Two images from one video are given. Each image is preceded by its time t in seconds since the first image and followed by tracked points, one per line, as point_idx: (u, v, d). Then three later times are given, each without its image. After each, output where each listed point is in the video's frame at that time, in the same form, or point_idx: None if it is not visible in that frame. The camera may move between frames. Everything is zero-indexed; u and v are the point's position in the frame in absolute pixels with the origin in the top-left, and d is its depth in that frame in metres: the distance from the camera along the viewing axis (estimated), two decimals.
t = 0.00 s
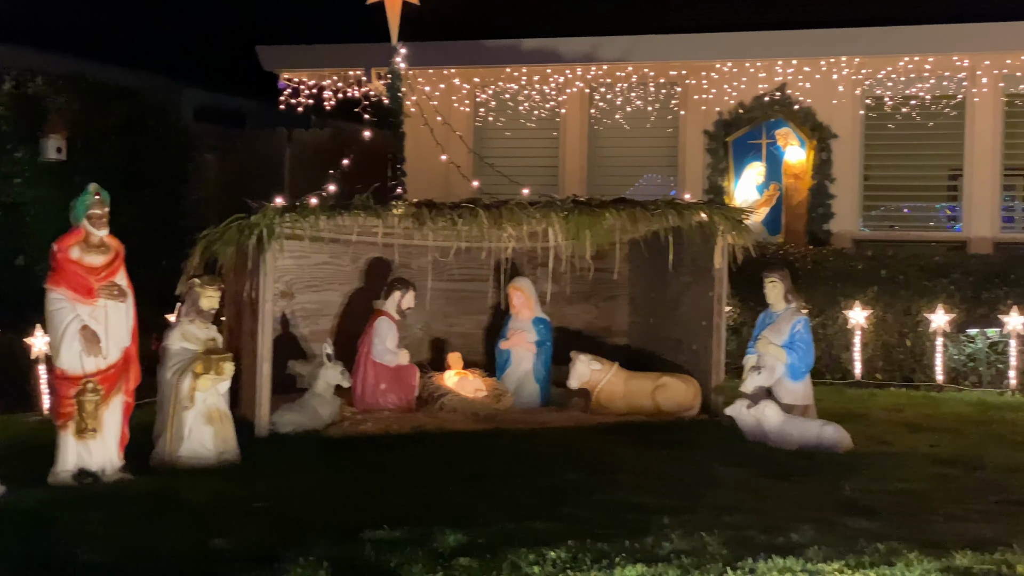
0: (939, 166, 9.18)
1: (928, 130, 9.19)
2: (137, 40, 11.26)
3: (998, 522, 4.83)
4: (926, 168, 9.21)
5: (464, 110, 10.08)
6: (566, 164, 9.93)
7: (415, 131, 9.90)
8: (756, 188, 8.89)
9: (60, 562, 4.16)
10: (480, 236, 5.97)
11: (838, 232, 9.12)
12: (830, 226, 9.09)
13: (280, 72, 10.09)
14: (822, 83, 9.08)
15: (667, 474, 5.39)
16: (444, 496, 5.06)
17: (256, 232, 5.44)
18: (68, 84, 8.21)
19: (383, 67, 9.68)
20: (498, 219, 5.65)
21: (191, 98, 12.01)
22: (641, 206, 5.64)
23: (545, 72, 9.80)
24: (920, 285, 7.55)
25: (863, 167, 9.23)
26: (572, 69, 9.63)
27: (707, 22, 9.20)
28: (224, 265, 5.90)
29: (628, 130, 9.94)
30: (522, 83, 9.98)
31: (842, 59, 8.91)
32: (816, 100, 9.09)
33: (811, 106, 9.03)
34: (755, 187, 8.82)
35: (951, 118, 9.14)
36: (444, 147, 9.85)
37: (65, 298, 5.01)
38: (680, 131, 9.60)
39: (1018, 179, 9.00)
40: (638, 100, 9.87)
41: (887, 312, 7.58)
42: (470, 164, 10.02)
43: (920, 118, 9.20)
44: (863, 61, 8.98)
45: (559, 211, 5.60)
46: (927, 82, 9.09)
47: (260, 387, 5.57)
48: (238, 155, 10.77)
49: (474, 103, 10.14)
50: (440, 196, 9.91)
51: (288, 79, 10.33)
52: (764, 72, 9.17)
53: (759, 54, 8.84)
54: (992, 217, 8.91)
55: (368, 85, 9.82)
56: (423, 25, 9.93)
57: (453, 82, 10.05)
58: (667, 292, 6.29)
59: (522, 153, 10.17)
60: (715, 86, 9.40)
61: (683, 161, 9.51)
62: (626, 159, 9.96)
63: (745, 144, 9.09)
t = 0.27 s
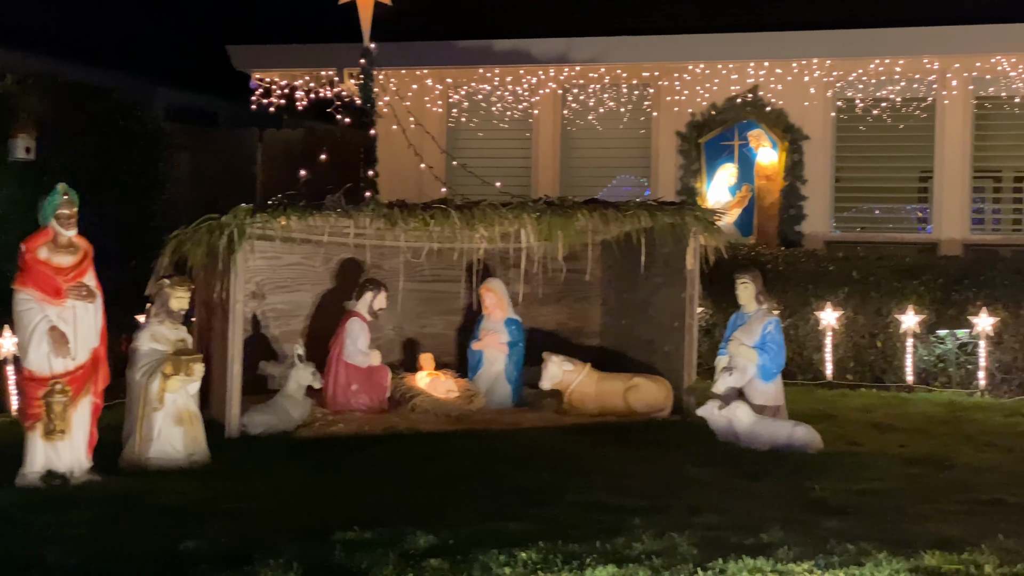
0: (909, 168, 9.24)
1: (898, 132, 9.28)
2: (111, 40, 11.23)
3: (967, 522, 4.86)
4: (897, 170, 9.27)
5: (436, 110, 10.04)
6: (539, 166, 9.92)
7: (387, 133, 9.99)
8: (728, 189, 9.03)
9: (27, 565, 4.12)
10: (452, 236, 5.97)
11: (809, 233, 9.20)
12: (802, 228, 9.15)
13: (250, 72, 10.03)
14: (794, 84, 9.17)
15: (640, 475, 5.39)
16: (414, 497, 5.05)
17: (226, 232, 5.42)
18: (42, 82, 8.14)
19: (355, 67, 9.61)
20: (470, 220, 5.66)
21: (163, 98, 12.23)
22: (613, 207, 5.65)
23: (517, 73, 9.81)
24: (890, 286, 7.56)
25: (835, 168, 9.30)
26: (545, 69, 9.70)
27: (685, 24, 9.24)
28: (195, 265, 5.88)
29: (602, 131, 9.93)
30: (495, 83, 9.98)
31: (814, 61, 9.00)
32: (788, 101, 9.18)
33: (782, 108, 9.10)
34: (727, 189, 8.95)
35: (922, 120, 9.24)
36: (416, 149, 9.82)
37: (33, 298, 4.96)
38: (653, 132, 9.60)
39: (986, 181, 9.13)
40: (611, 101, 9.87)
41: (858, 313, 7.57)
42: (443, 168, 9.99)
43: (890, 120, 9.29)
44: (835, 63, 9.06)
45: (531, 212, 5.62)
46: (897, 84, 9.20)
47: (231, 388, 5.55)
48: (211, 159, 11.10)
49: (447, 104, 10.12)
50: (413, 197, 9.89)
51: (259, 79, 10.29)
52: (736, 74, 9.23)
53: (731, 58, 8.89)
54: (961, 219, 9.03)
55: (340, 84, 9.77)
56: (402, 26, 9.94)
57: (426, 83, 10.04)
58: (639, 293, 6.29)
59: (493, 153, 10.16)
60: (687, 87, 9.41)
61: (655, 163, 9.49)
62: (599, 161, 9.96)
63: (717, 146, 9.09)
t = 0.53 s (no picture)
0: (882, 170, 9.48)
1: (871, 134, 9.49)
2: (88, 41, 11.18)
3: (939, 522, 4.90)
4: (871, 172, 9.50)
5: (412, 111, 10.16)
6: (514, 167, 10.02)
7: (362, 134, 10.00)
8: (703, 190, 9.06)
9: None
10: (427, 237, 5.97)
11: (783, 235, 9.36)
12: (776, 229, 9.29)
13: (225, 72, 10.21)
14: (768, 85, 9.31)
15: (615, 476, 5.39)
16: (388, 499, 5.03)
17: (199, 232, 5.40)
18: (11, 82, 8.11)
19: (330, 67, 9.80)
20: (445, 221, 5.65)
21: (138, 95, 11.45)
22: (587, 207, 5.63)
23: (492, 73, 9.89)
24: (864, 287, 7.60)
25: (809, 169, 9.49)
26: (519, 69, 9.78)
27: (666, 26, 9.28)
28: (168, 266, 5.86)
29: (576, 133, 10.07)
30: (470, 84, 10.08)
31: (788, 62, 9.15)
32: (762, 102, 9.32)
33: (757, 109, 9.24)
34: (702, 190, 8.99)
35: (895, 122, 9.43)
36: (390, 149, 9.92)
37: (4, 299, 4.91)
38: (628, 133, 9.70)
39: (958, 182, 9.33)
40: (586, 103, 10.02)
41: (831, 315, 7.66)
42: (418, 168, 10.06)
43: (864, 121, 9.49)
44: (809, 65, 9.23)
45: (506, 213, 5.59)
46: (871, 85, 9.38)
47: (204, 389, 5.53)
48: (186, 157, 10.94)
49: (422, 104, 10.24)
50: (388, 197, 9.97)
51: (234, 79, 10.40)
52: (711, 74, 9.37)
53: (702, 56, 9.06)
54: (934, 220, 9.17)
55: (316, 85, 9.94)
56: (384, 28, 9.96)
57: (401, 83, 10.13)
58: (613, 294, 6.29)
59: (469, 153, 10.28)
60: (662, 88, 9.55)
61: (630, 164, 9.64)
62: (573, 161, 10.11)
63: (692, 146, 9.25)
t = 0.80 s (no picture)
0: (856, 171, 9.55)
1: (844, 135, 9.56)
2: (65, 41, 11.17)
3: (912, 522, 4.92)
4: (845, 173, 9.58)
5: (386, 112, 10.23)
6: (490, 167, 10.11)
7: (337, 134, 9.99)
8: (677, 192, 9.25)
9: None
10: (402, 237, 5.96)
11: (759, 236, 9.43)
12: (751, 230, 9.39)
13: (200, 71, 10.11)
14: (741, 87, 9.37)
15: (590, 477, 5.39)
16: (363, 500, 5.02)
17: (173, 233, 5.38)
18: None
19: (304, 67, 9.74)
20: (420, 222, 5.64)
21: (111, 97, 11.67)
22: (562, 208, 5.64)
23: (467, 73, 9.95)
24: (838, 288, 7.63)
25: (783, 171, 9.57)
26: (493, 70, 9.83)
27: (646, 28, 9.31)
28: (141, 267, 5.83)
29: (551, 134, 10.14)
30: (445, 85, 10.19)
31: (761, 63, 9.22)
32: (736, 103, 9.38)
33: (731, 110, 9.32)
34: (676, 191, 9.17)
35: (868, 123, 9.50)
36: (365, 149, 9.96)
37: None
38: (603, 134, 9.82)
39: (931, 184, 9.44)
40: (560, 103, 10.09)
41: (805, 315, 7.67)
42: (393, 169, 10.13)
43: (837, 123, 9.57)
44: (783, 66, 9.30)
45: (480, 214, 5.60)
46: (844, 87, 9.46)
47: (177, 390, 5.50)
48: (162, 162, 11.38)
49: (397, 104, 10.33)
50: (363, 198, 10.03)
51: (207, 78, 10.39)
52: (685, 76, 9.44)
53: (678, 58, 9.08)
54: (907, 221, 9.29)
55: (290, 85, 9.92)
56: (366, 30, 9.96)
57: (375, 83, 10.18)
58: (588, 294, 6.29)
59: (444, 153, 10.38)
60: (637, 90, 9.65)
61: (604, 165, 9.75)
62: (547, 161, 10.18)
63: (667, 147, 9.39)
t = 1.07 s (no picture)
0: (829, 173, 9.67)
1: (817, 137, 9.69)
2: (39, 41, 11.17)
3: (883, 521, 4.95)
4: (818, 174, 9.68)
5: (361, 113, 10.31)
6: (463, 167, 10.24)
7: (311, 135, 10.15)
8: (651, 193, 9.41)
9: None
10: (376, 238, 5.96)
11: (731, 236, 9.65)
12: (724, 231, 9.58)
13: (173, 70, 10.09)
14: (715, 89, 9.54)
15: (564, 478, 5.39)
16: (336, 501, 5.01)
17: (145, 233, 5.36)
18: None
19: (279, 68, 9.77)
20: (393, 222, 5.64)
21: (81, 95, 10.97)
22: (536, 209, 5.65)
23: (441, 75, 10.09)
24: (811, 288, 7.64)
25: (756, 172, 9.71)
26: (467, 72, 9.95)
27: (626, 29, 9.32)
28: (113, 268, 5.81)
29: (524, 134, 10.26)
30: (420, 86, 10.32)
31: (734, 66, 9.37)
32: (709, 105, 9.56)
33: (704, 112, 9.50)
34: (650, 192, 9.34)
35: (841, 125, 9.62)
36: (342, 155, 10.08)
37: None
38: (577, 136, 9.95)
39: (904, 185, 9.56)
40: (535, 104, 10.19)
41: (778, 316, 7.68)
42: (368, 171, 10.27)
43: (810, 124, 9.68)
44: (756, 68, 9.45)
45: (454, 215, 5.60)
46: (817, 89, 9.59)
47: (149, 391, 5.48)
48: (134, 164, 11.48)
49: (371, 105, 10.42)
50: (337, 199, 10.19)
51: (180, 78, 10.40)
52: (659, 77, 9.59)
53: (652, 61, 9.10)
54: (880, 221, 9.48)
55: (264, 85, 9.91)
56: (347, 30, 9.93)
57: (349, 84, 10.27)
58: (562, 295, 6.29)
59: (417, 153, 10.47)
60: (611, 91, 9.79)
61: (579, 166, 9.87)
62: (521, 160, 10.27)
63: (641, 149, 9.54)
